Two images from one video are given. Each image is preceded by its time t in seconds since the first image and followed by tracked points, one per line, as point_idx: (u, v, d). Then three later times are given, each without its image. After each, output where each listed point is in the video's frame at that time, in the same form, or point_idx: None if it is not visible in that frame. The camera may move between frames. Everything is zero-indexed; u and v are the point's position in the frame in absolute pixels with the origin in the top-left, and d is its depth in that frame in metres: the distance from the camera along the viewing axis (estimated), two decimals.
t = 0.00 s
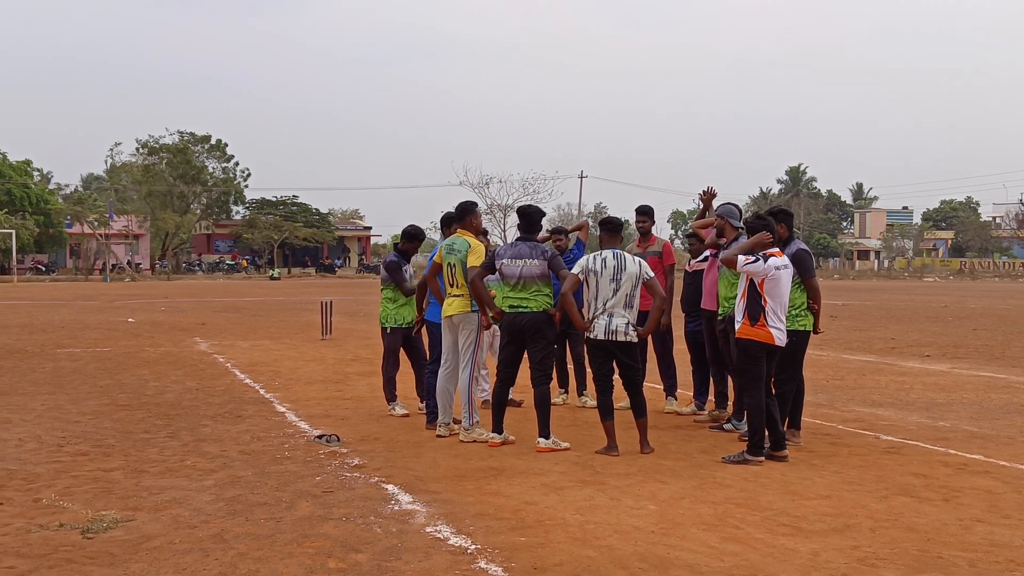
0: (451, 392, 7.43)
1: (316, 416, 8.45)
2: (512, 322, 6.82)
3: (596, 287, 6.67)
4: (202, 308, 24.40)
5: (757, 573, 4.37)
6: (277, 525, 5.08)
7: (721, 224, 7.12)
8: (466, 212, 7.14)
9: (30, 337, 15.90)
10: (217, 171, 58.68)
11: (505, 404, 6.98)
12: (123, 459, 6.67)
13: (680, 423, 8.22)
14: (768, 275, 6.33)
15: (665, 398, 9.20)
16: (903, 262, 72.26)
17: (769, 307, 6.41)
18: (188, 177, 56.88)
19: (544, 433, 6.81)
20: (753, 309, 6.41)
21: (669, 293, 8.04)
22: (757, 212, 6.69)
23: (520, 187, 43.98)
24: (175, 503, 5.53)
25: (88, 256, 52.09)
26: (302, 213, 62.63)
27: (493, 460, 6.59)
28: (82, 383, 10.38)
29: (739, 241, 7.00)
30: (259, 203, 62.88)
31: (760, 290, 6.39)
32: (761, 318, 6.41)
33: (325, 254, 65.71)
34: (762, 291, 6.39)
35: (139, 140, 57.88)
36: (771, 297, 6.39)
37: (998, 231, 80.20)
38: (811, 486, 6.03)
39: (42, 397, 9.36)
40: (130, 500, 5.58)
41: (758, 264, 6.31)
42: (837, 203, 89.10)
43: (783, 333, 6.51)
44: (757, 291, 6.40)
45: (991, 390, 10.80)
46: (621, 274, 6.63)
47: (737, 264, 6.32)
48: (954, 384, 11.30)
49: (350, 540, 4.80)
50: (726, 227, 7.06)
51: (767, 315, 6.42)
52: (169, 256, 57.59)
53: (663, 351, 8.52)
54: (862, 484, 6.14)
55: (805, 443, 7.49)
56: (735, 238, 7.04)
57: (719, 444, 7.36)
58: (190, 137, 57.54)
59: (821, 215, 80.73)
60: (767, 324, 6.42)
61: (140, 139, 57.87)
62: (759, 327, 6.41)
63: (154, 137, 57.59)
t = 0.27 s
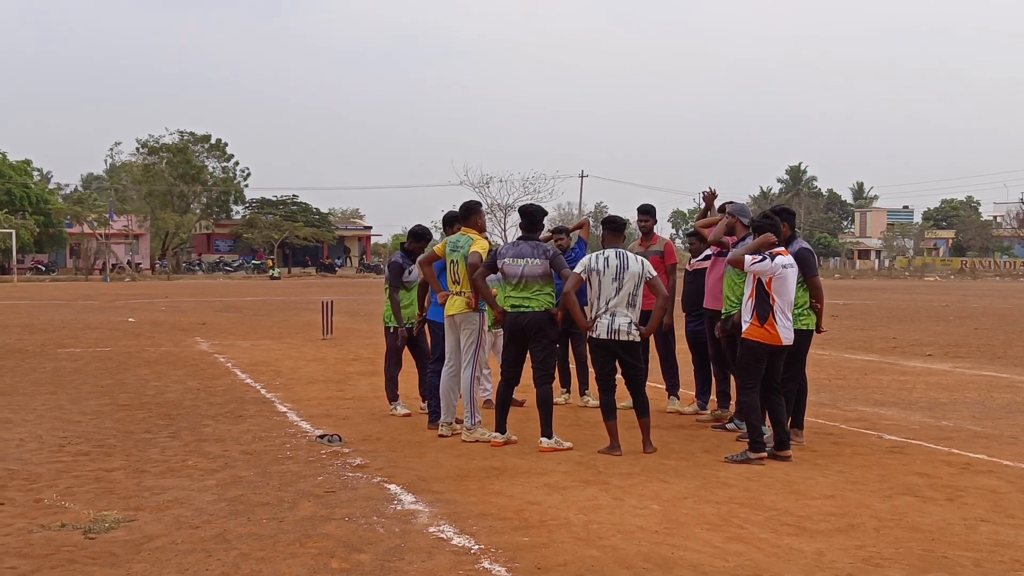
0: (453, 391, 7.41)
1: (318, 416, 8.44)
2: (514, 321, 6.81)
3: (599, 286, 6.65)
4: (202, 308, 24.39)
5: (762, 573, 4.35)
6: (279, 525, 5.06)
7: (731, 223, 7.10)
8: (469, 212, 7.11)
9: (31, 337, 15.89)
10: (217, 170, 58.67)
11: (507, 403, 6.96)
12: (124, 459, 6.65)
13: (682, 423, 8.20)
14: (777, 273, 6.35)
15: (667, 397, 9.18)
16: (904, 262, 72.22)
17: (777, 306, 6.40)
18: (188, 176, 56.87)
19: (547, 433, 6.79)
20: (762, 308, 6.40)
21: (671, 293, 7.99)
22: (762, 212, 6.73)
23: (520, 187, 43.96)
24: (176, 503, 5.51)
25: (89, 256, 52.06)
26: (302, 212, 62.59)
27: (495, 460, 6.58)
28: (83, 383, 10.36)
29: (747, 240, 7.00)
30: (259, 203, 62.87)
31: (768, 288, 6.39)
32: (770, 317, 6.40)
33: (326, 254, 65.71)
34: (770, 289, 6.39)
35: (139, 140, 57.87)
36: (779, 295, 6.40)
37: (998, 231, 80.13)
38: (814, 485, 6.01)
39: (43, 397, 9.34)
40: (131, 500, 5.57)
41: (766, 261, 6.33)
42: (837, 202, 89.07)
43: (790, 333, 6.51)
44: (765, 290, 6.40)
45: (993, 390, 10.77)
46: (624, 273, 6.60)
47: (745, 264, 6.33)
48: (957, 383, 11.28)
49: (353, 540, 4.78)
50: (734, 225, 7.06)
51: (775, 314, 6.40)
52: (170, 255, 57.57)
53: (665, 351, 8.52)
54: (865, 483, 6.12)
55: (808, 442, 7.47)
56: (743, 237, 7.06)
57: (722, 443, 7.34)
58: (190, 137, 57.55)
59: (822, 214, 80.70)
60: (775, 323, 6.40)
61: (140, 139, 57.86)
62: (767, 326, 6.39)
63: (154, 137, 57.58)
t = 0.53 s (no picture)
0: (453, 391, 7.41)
1: (319, 416, 8.43)
2: (514, 321, 6.81)
3: (600, 286, 6.65)
4: (203, 308, 24.40)
5: (763, 573, 4.35)
6: (281, 524, 5.07)
7: (737, 223, 7.18)
8: (470, 212, 7.11)
9: (31, 337, 15.90)
10: (217, 171, 58.69)
11: (508, 403, 6.96)
12: (125, 459, 6.65)
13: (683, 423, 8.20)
14: (781, 272, 6.37)
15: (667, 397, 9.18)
16: (904, 262, 72.21)
17: (782, 306, 6.40)
18: (188, 177, 56.88)
19: (548, 433, 6.79)
20: (767, 307, 6.40)
21: (672, 292, 7.95)
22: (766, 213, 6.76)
23: (521, 186, 44.00)
24: (177, 503, 5.51)
25: (89, 256, 52.08)
26: (303, 213, 62.61)
27: (496, 460, 6.57)
28: (83, 383, 10.36)
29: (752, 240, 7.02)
30: (259, 203, 62.87)
31: (773, 288, 6.40)
32: (774, 317, 6.40)
33: (326, 254, 65.73)
34: (775, 289, 6.40)
35: (139, 140, 57.89)
36: (783, 295, 6.41)
37: (998, 231, 80.12)
38: (815, 486, 6.01)
39: (44, 397, 9.34)
40: (132, 500, 5.57)
41: (770, 261, 6.34)
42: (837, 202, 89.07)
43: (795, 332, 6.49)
44: (770, 290, 6.40)
45: (994, 390, 10.77)
46: (625, 273, 6.60)
47: (749, 264, 6.36)
48: (957, 383, 11.28)
49: (354, 540, 4.78)
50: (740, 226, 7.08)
51: (780, 314, 6.40)
52: (170, 256, 57.59)
53: (665, 351, 8.52)
54: (866, 483, 6.12)
55: (809, 442, 7.47)
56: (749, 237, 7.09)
57: (722, 443, 7.34)
58: (190, 137, 57.58)
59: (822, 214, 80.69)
60: (780, 322, 6.40)
61: (141, 139, 57.88)
62: (772, 326, 6.39)
63: (154, 137, 57.60)
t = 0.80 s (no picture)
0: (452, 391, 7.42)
1: (318, 416, 8.44)
2: (514, 321, 6.82)
3: (599, 286, 6.65)
4: (203, 308, 24.42)
5: (762, 573, 4.35)
6: (280, 525, 5.07)
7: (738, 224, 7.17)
8: (469, 212, 7.11)
9: (31, 337, 15.91)
10: (217, 171, 58.72)
11: (507, 403, 6.97)
12: (125, 460, 6.66)
13: (682, 423, 8.20)
14: (777, 273, 6.38)
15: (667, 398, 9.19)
16: (904, 262, 72.23)
17: (779, 306, 6.41)
18: (188, 177, 56.91)
19: (547, 434, 6.80)
20: (764, 308, 6.41)
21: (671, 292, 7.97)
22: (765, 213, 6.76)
23: (521, 186, 44.02)
24: (177, 503, 5.52)
25: (89, 256, 52.10)
26: (303, 213, 62.63)
27: (496, 460, 6.58)
28: (84, 383, 10.37)
29: (752, 240, 7.01)
30: (259, 203, 62.89)
31: (770, 288, 6.41)
32: (771, 317, 6.41)
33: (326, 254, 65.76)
34: (772, 289, 6.41)
35: (139, 141, 57.91)
36: (780, 295, 6.41)
37: (998, 231, 80.15)
38: (815, 486, 6.02)
39: (44, 398, 9.35)
40: (132, 501, 5.57)
41: (767, 261, 6.36)
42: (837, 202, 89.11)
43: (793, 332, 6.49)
44: (767, 290, 6.42)
45: (993, 390, 10.78)
46: (625, 274, 6.61)
47: (746, 265, 6.38)
48: (957, 383, 11.29)
49: (353, 540, 4.79)
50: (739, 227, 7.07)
51: (777, 314, 6.41)
52: (170, 256, 57.62)
53: (664, 351, 8.53)
54: (866, 483, 6.13)
55: (808, 442, 7.48)
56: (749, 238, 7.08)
57: (722, 444, 7.34)
58: (190, 138, 57.62)
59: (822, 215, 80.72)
60: (777, 322, 6.41)
61: (141, 140, 57.91)
62: (768, 326, 6.41)
63: (154, 138, 57.63)
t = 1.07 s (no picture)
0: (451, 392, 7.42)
1: (319, 418, 8.45)
2: (515, 323, 6.83)
3: (600, 288, 6.66)
4: (204, 310, 24.44)
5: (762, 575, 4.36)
6: (281, 526, 5.08)
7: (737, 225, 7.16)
8: (470, 215, 7.11)
9: (32, 339, 15.93)
10: (218, 173, 58.78)
11: (508, 405, 6.98)
12: (126, 461, 6.67)
13: (682, 425, 8.21)
14: (774, 275, 6.38)
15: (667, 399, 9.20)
16: (904, 264, 72.25)
17: (776, 307, 6.41)
18: (189, 179, 56.97)
19: (548, 435, 6.81)
20: (760, 309, 6.42)
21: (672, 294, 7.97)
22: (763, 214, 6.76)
23: (522, 188, 44.09)
24: (178, 505, 5.53)
25: (89, 258, 52.15)
26: (303, 215, 62.69)
27: (496, 462, 6.58)
28: (84, 385, 10.39)
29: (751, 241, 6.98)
30: (260, 205, 62.96)
31: (766, 290, 6.41)
32: (768, 319, 6.41)
33: (326, 256, 65.83)
34: (768, 291, 6.41)
35: (140, 142, 57.97)
36: (777, 298, 6.41)
37: (999, 233, 80.16)
38: (815, 488, 6.02)
39: (44, 400, 9.36)
40: (133, 502, 5.58)
41: (763, 263, 6.36)
42: (837, 204, 89.16)
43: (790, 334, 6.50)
44: (764, 291, 6.42)
45: (993, 392, 10.79)
46: (625, 276, 6.61)
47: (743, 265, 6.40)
48: (957, 385, 11.30)
49: (354, 542, 4.79)
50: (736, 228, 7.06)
51: (774, 316, 6.41)
52: (170, 258, 57.65)
53: (664, 353, 8.55)
54: (866, 485, 6.13)
55: (809, 444, 7.48)
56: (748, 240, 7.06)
57: (722, 446, 7.35)
58: (191, 139, 57.68)
59: (822, 217, 80.77)
60: (774, 324, 6.41)
61: (142, 142, 57.96)
62: (764, 328, 6.41)
63: (155, 139, 57.69)
